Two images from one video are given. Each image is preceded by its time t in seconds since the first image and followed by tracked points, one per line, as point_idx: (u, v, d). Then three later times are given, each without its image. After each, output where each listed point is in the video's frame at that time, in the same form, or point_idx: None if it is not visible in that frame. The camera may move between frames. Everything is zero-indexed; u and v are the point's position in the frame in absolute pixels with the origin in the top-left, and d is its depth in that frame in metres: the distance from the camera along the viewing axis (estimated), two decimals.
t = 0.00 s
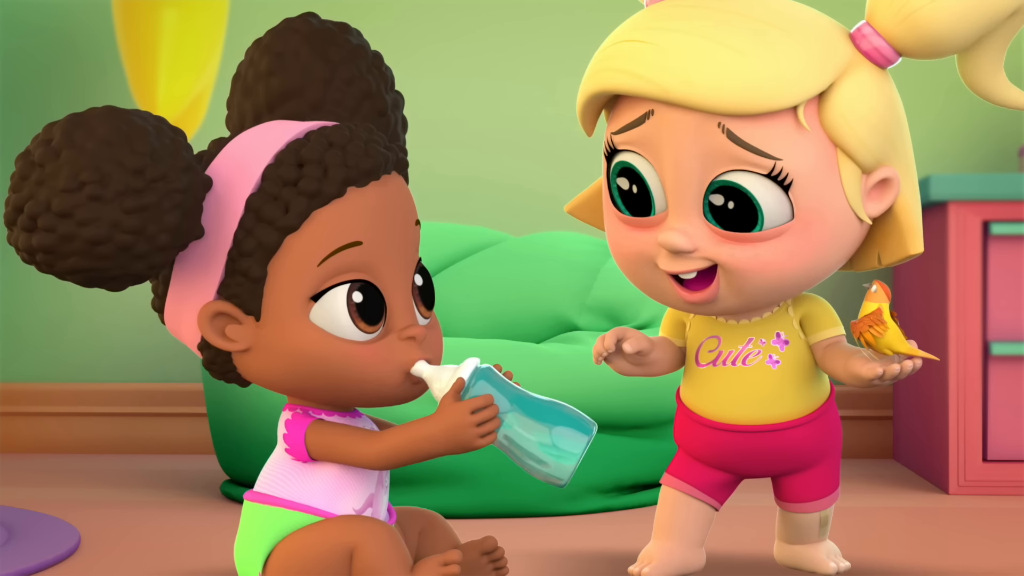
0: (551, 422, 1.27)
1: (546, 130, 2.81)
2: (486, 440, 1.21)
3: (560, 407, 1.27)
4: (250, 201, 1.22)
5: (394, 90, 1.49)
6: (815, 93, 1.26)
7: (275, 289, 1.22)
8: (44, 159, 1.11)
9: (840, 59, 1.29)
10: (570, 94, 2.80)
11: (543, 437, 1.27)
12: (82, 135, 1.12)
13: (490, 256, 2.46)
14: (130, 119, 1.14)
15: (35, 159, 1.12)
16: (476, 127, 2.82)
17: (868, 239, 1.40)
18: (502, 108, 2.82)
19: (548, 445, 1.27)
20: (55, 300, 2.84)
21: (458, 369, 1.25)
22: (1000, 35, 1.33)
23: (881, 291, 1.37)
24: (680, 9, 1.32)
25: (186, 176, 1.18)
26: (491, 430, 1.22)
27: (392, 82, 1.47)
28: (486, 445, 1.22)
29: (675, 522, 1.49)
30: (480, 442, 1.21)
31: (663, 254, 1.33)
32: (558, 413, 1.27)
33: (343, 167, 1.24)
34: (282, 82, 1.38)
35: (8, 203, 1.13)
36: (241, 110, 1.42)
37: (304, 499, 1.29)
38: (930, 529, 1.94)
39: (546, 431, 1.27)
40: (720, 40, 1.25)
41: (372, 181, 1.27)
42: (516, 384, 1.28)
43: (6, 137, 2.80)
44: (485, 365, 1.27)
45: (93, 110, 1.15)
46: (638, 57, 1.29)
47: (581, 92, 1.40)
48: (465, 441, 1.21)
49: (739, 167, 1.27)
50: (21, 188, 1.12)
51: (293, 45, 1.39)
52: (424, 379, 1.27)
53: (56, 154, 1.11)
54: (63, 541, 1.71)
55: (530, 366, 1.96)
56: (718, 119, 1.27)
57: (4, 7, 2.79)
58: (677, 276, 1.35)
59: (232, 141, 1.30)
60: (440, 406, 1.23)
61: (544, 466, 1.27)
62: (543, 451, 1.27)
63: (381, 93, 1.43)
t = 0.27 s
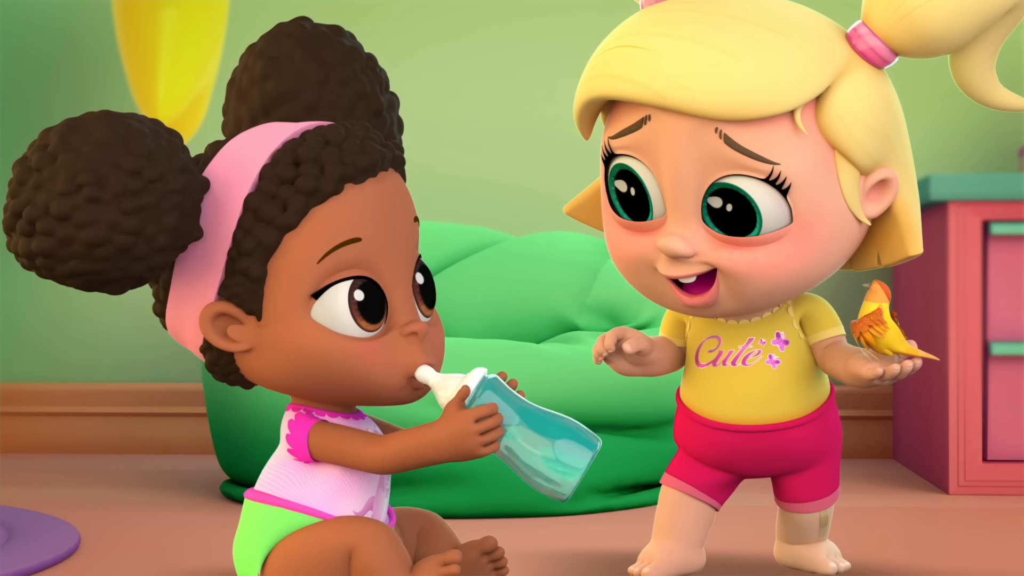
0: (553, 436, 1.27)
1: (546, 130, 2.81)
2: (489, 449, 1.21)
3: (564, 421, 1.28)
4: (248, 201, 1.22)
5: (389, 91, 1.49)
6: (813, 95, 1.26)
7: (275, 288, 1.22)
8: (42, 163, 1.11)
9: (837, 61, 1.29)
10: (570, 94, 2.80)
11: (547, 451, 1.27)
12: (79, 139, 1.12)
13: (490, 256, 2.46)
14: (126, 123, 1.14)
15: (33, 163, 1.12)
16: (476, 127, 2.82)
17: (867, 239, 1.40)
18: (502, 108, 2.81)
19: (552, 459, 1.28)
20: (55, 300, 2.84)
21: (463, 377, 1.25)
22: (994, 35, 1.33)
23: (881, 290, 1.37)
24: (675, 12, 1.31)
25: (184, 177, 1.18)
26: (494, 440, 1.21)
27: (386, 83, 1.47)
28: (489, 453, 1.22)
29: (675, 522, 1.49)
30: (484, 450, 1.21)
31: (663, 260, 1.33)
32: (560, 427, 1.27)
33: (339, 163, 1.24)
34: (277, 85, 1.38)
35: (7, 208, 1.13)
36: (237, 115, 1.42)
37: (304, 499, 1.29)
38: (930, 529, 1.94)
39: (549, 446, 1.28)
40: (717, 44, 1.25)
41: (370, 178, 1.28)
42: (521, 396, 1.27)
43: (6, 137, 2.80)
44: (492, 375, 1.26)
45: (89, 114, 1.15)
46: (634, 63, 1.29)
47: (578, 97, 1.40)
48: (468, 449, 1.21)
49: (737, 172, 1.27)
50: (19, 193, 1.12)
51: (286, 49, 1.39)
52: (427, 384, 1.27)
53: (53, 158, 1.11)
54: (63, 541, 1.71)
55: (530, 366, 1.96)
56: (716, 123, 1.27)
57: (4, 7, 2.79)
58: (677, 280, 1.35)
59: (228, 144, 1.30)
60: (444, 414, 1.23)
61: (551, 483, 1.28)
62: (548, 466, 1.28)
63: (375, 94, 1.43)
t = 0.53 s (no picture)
0: (552, 428, 1.27)
1: (546, 130, 2.81)
2: (487, 444, 1.21)
3: (560, 412, 1.28)
4: (249, 201, 1.22)
5: (392, 90, 1.49)
6: (814, 95, 1.26)
7: (275, 289, 1.22)
8: (43, 160, 1.11)
9: (838, 61, 1.29)
10: (570, 94, 2.80)
11: (544, 442, 1.27)
12: (81, 137, 1.12)
13: (490, 256, 2.46)
14: (128, 121, 1.14)
15: (34, 160, 1.12)
16: (476, 127, 2.82)
17: (867, 240, 1.40)
18: (502, 108, 2.81)
19: (550, 450, 1.27)
20: (56, 300, 2.83)
21: (460, 372, 1.25)
22: (995, 35, 1.33)
23: (881, 291, 1.37)
24: (675, 12, 1.31)
25: (185, 176, 1.18)
26: (492, 434, 1.21)
27: (389, 82, 1.47)
28: (487, 448, 1.22)
29: (675, 522, 1.49)
30: (482, 445, 1.21)
31: (664, 260, 1.33)
32: (558, 419, 1.27)
33: (342, 166, 1.24)
34: (280, 83, 1.38)
35: (7, 205, 1.13)
36: (239, 112, 1.42)
37: (304, 499, 1.29)
38: (930, 529, 1.94)
39: (548, 437, 1.27)
40: (717, 44, 1.25)
41: (371, 180, 1.28)
42: (518, 389, 1.28)
43: (6, 137, 2.80)
44: (488, 369, 1.27)
45: (91, 111, 1.15)
46: (633, 63, 1.29)
47: (578, 97, 1.40)
48: (467, 444, 1.21)
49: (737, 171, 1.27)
50: (21, 190, 1.12)
51: (290, 47, 1.39)
52: (425, 381, 1.27)
53: (55, 155, 1.11)
54: (63, 541, 1.71)
55: (530, 366, 1.96)
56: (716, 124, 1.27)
57: (4, 7, 2.80)
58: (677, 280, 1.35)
59: (230, 142, 1.30)
60: (441, 410, 1.23)
61: (546, 473, 1.27)
62: (545, 457, 1.27)
63: (378, 93, 1.43)
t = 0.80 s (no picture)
0: (552, 428, 1.27)
1: (546, 130, 2.81)
2: (487, 444, 1.21)
3: (561, 412, 1.28)
4: (249, 201, 1.22)
5: (392, 90, 1.49)
6: (820, 103, 1.26)
7: (275, 288, 1.22)
8: (43, 160, 1.11)
9: (844, 68, 1.29)
10: (570, 94, 2.80)
11: (545, 442, 1.27)
12: (82, 137, 1.12)
13: (490, 256, 2.46)
14: (129, 121, 1.14)
15: (34, 160, 1.12)
16: (476, 127, 2.82)
17: (870, 245, 1.41)
18: (502, 108, 2.81)
19: (550, 451, 1.27)
20: (56, 300, 2.83)
21: (460, 372, 1.25)
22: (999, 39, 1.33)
23: (883, 291, 1.36)
24: (680, 16, 1.31)
25: (186, 176, 1.18)
26: (492, 435, 1.21)
27: (389, 82, 1.47)
28: (487, 448, 1.22)
29: (675, 522, 1.49)
30: (482, 445, 1.21)
31: (665, 263, 1.33)
32: (559, 419, 1.27)
33: (341, 166, 1.24)
34: (280, 83, 1.38)
35: (7, 204, 1.13)
36: (239, 112, 1.42)
37: (304, 499, 1.29)
38: (930, 529, 1.94)
39: (548, 437, 1.28)
40: (721, 50, 1.25)
41: (371, 180, 1.28)
42: (518, 389, 1.28)
43: (6, 137, 2.80)
44: (489, 369, 1.27)
45: (92, 111, 1.15)
46: (636, 68, 1.29)
47: (580, 100, 1.40)
48: (467, 444, 1.21)
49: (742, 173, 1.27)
50: (21, 190, 1.12)
51: (290, 47, 1.39)
52: (425, 381, 1.27)
53: (55, 155, 1.11)
54: (63, 541, 1.70)
55: (530, 366, 1.96)
56: (722, 133, 1.27)
57: (4, 7, 2.80)
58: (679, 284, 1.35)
59: (230, 142, 1.30)
60: (441, 410, 1.23)
61: (546, 473, 1.28)
62: (545, 457, 1.27)
63: (378, 93, 1.43)
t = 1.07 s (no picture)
0: (555, 436, 1.28)
1: (546, 130, 2.81)
2: (488, 450, 1.21)
3: (563, 420, 1.28)
4: (248, 201, 1.22)
5: (389, 91, 1.49)
6: (864, 119, 1.27)
7: (275, 288, 1.22)
8: (42, 163, 1.11)
9: (892, 88, 1.30)
10: (570, 95, 2.80)
11: (547, 451, 1.28)
12: (79, 139, 1.12)
13: (490, 256, 2.46)
14: (126, 123, 1.14)
15: (33, 163, 1.12)
16: (477, 127, 2.82)
17: (885, 267, 1.43)
18: (502, 108, 2.81)
19: (552, 459, 1.28)
20: (55, 300, 2.83)
21: (464, 377, 1.25)
22: None
23: (899, 304, 1.37)
24: (740, 13, 1.31)
25: (183, 176, 1.18)
26: (493, 440, 1.21)
27: (386, 83, 1.47)
28: (489, 453, 1.22)
29: (674, 522, 1.49)
30: (483, 450, 1.21)
31: (682, 253, 1.34)
32: (561, 427, 1.28)
33: (341, 163, 1.25)
34: (277, 85, 1.38)
35: (7, 209, 1.13)
36: (237, 115, 1.42)
37: (304, 499, 1.29)
38: (930, 529, 1.94)
39: (549, 446, 1.28)
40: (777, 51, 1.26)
41: (370, 178, 1.28)
42: (521, 395, 1.27)
43: (6, 137, 2.80)
44: (492, 375, 1.26)
45: (88, 114, 1.15)
46: (689, 57, 1.30)
47: (621, 85, 1.40)
48: (468, 449, 1.21)
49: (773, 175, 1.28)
50: (20, 193, 1.12)
51: (287, 48, 1.39)
52: (427, 384, 1.27)
53: (53, 158, 1.11)
54: (63, 541, 1.71)
55: (530, 366, 1.96)
56: (763, 133, 1.28)
57: (4, 7, 2.79)
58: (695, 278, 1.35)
59: (228, 144, 1.30)
60: (444, 414, 1.23)
61: (549, 482, 1.28)
62: (547, 466, 1.28)
63: (376, 94, 1.43)
